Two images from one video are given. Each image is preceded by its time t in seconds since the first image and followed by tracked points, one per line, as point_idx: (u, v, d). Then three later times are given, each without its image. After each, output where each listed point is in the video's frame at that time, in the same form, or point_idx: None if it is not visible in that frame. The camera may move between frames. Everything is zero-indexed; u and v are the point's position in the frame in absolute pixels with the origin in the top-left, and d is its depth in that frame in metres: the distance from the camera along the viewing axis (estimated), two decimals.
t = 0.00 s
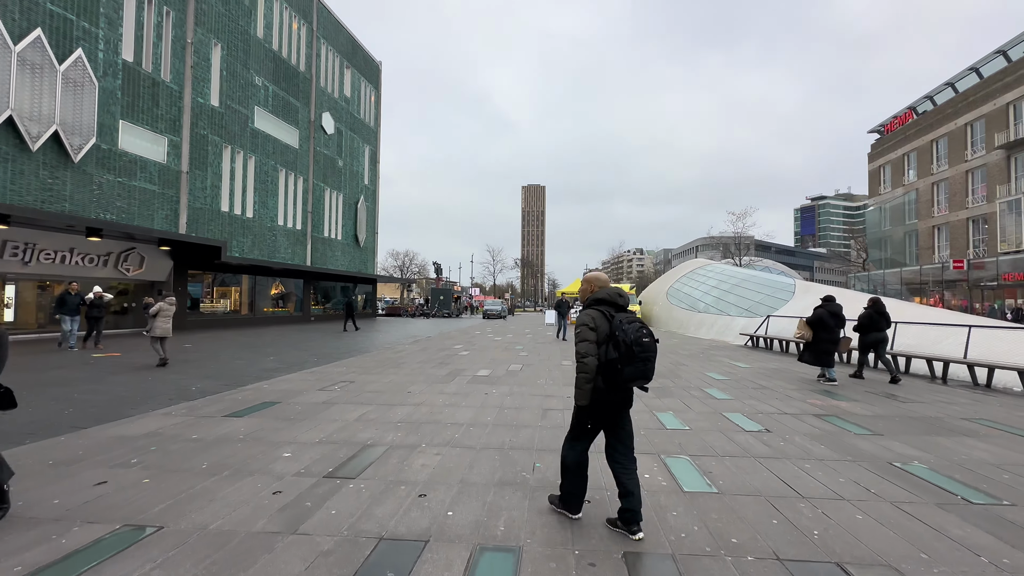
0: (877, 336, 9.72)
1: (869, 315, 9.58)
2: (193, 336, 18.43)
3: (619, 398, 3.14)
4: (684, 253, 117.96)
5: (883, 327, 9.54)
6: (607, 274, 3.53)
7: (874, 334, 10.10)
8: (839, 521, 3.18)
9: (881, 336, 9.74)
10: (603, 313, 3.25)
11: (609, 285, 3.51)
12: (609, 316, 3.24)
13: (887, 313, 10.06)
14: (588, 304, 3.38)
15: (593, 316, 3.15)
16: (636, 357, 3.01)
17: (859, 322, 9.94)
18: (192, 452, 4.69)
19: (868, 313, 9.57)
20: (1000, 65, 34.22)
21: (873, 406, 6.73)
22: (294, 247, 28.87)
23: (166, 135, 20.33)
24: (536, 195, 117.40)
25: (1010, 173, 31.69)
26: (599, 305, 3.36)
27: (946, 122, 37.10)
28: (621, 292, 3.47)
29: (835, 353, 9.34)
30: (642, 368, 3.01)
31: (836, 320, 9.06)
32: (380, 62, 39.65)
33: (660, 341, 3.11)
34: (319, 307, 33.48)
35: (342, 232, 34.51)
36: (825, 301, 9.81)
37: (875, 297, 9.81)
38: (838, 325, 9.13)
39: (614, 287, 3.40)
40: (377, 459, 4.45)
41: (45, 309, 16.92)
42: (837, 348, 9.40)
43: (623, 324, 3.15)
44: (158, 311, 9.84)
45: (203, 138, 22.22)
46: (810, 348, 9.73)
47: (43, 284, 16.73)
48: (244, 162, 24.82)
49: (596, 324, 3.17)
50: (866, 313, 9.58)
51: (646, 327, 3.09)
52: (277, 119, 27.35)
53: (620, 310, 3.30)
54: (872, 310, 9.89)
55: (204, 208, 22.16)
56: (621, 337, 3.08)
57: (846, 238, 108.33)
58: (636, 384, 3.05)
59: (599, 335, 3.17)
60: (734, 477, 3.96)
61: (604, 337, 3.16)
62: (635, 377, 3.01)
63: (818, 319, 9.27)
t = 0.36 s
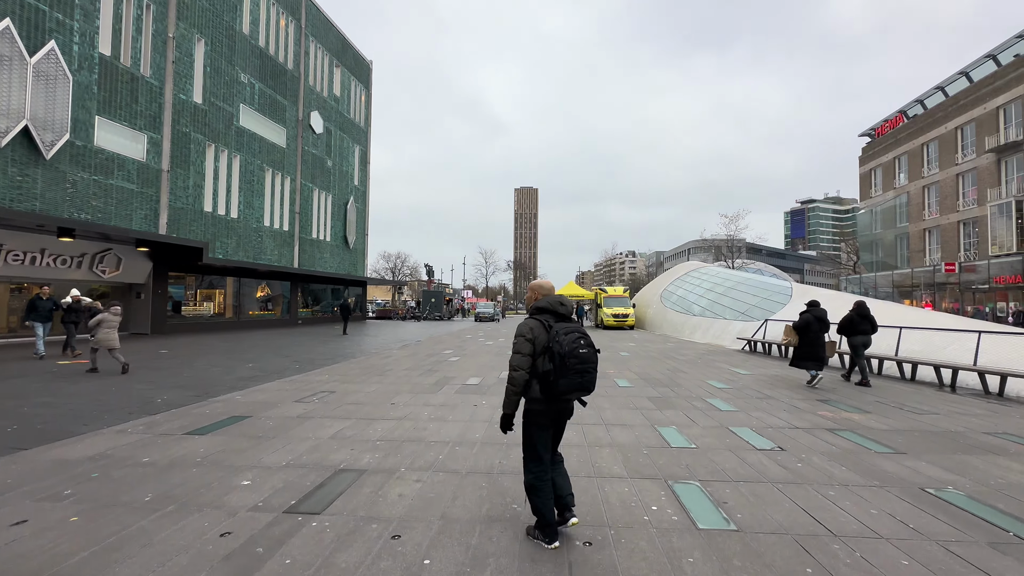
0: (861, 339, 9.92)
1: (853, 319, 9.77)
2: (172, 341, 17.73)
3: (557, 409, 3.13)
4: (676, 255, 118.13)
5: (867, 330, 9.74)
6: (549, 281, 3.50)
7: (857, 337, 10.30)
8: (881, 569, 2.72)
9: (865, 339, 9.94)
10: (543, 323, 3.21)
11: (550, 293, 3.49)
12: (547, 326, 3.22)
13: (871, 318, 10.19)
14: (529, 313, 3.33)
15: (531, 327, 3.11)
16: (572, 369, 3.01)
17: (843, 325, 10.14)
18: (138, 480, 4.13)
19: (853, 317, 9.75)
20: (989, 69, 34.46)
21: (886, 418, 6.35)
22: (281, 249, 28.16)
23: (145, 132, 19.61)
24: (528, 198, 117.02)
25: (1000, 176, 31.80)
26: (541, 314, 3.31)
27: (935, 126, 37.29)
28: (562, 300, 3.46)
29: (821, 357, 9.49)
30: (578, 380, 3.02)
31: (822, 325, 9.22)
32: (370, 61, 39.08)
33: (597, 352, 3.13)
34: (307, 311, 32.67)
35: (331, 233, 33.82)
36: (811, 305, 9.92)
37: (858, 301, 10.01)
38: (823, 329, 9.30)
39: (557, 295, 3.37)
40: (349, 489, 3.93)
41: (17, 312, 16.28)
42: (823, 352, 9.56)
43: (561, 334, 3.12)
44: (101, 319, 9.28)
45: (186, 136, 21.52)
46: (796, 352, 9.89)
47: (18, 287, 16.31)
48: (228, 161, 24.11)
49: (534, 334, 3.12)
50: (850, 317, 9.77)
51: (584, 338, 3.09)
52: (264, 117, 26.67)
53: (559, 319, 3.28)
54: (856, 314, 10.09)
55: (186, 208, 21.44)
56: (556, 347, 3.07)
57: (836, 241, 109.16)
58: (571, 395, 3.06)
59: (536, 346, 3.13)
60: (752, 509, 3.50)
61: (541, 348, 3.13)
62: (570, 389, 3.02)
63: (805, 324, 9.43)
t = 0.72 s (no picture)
0: (848, 341, 9.79)
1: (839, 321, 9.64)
2: (149, 344, 16.99)
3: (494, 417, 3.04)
4: (669, 256, 118.14)
5: (853, 333, 9.62)
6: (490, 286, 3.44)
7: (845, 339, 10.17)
8: None
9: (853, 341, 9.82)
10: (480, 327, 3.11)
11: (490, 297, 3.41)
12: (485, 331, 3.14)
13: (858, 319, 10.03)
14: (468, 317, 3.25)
15: (466, 330, 3.03)
16: (507, 375, 2.92)
17: (831, 327, 10.00)
18: (59, 511, 3.54)
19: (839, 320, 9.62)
20: (983, 70, 34.47)
21: (904, 428, 5.88)
22: (267, 249, 27.42)
23: (123, 127, 18.87)
24: (522, 199, 116.51)
25: (994, 177, 31.78)
26: (480, 318, 3.23)
27: (928, 127, 37.30)
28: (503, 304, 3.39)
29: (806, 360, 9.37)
30: (513, 387, 2.92)
31: (806, 327, 9.10)
32: (360, 58, 38.40)
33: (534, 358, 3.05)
34: (295, 312, 31.84)
35: (319, 233, 33.09)
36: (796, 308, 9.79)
37: (846, 303, 9.88)
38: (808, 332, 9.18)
39: (497, 299, 3.29)
40: (305, 521, 3.37)
41: None
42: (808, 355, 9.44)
43: (496, 339, 3.03)
44: (36, 318, 8.76)
45: (166, 132, 20.77)
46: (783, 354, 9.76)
47: None
48: (211, 158, 23.35)
49: (470, 338, 3.02)
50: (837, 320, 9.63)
51: (519, 343, 3.01)
52: (249, 113, 25.93)
53: (497, 324, 3.20)
54: (844, 316, 9.96)
55: (166, 206, 20.69)
56: (491, 353, 2.98)
57: (827, 243, 109.75)
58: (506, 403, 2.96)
59: (471, 350, 3.02)
60: (775, 545, 3.00)
61: (477, 352, 3.02)
62: (505, 397, 2.92)
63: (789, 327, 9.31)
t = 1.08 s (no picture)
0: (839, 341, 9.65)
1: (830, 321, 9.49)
2: (128, 346, 16.29)
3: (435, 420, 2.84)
4: (665, 257, 118.02)
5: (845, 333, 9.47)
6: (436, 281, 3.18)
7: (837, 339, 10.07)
8: None
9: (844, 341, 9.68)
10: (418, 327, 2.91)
11: (434, 294, 3.18)
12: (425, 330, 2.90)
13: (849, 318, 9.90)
14: (408, 317, 3.05)
15: (402, 331, 2.84)
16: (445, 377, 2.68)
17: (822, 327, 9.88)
18: None
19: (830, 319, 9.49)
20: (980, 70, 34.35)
21: (934, 438, 5.36)
22: (255, 248, 26.72)
23: (102, 120, 18.18)
24: (517, 201, 116.11)
25: (991, 177, 31.63)
26: (420, 318, 3.02)
27: (925, 127, 37.11)
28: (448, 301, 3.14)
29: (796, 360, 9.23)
30: (452, 390, 2.68)
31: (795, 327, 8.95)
32: (353, 55, 37.81)
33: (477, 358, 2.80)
34: (285, 313, 31.02)
35: (310, 232, 32.39)
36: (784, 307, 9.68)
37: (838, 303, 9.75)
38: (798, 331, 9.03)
39: (438, 297, 3.08)
40: (254, 563, 2.79)
41: None
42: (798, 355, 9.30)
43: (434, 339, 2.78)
44: None
45: (149, 126, 20.09)
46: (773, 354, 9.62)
47: None
48: (197, 154, 22.65)
49: (406, 339, 2.83)
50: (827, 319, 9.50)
51: (457, 342, 2.74)
52: (236, 108, 25.24)
53: (437, 324, 2.99)
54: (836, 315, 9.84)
55: (148, 203, 19.99)
56: (428, 354, 2.73)
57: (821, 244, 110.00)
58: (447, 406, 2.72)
59: (409, 352, 2.83)
60: None
61: (414, 354, 2.82)
62: (444, 401, 2.68)
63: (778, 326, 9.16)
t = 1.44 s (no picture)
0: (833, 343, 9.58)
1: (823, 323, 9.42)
2: (111, 350, 15.70)
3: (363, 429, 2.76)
4: (663, 258, 117.59)
5: (839, 335, 9.41)
6: (371, 283, 3.09)
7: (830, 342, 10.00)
8: None
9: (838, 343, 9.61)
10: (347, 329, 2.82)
11: (370, 295, 3.10)
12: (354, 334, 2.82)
13: (844, 320, 9.81)
14: (340, 319, 2.95)
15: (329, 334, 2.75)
16: (372, 384, 2.60)
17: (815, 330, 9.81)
18: None
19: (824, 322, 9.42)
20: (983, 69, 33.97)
21: (978, 457, 4.83)
22: (247, 248, 26.11)
23: (86, 116, 17.59)
24: (515, 202, 115.58)
25: (995, 178, 31.26)
26: (351, 321, 2.93)
27: (927, 127, 36.76)
28: (383, 303, 3.05)
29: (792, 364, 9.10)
30: (377, 398, 2.60)
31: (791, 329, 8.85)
32: (349, 53, 37.30)
33: (407, 364, 2.72)
34: (278, 315, 30.37)
35: (304, 233, 31.79)
36: (780, 311, 9.59)
37: (829, 306, 9.72)
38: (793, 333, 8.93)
39: (372, 299, 2.99)
40: None
41: None
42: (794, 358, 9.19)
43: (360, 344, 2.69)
44: None
45: (136, 123, 19.49)
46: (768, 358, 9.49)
47: None
48: (186, 152, 22.03)
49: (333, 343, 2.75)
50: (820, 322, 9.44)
51: (384, 347, 2.65)
52: (228, 106, 24.63)
53: (369, 328, 2.90)
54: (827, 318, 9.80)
55: (135, 201, 19.38)
56: (353, 359, 2.65)
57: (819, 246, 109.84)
58: (371, 414, 2.63)
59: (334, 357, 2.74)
60: None
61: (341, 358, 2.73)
62: (367, 408, 2.59)
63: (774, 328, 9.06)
